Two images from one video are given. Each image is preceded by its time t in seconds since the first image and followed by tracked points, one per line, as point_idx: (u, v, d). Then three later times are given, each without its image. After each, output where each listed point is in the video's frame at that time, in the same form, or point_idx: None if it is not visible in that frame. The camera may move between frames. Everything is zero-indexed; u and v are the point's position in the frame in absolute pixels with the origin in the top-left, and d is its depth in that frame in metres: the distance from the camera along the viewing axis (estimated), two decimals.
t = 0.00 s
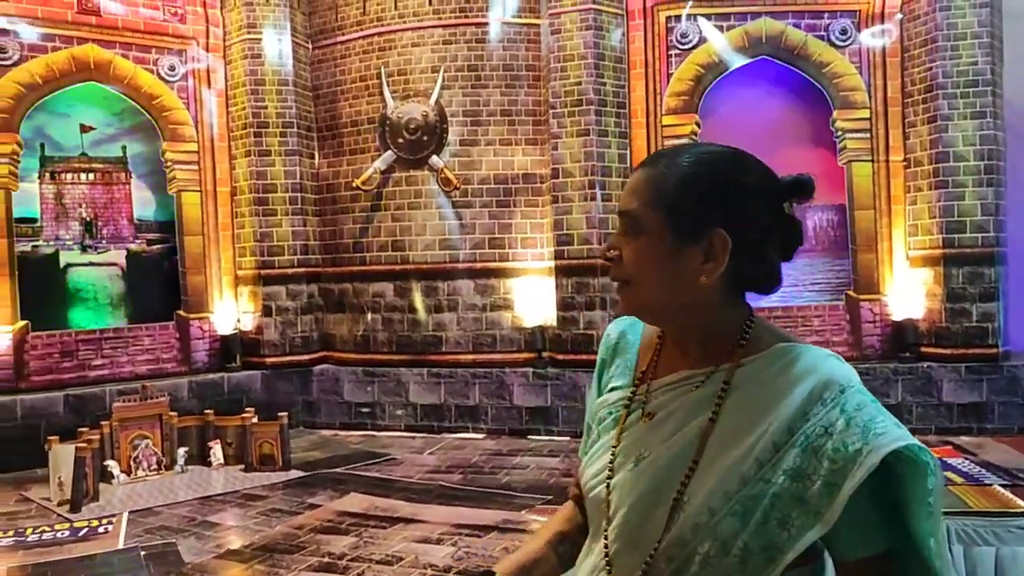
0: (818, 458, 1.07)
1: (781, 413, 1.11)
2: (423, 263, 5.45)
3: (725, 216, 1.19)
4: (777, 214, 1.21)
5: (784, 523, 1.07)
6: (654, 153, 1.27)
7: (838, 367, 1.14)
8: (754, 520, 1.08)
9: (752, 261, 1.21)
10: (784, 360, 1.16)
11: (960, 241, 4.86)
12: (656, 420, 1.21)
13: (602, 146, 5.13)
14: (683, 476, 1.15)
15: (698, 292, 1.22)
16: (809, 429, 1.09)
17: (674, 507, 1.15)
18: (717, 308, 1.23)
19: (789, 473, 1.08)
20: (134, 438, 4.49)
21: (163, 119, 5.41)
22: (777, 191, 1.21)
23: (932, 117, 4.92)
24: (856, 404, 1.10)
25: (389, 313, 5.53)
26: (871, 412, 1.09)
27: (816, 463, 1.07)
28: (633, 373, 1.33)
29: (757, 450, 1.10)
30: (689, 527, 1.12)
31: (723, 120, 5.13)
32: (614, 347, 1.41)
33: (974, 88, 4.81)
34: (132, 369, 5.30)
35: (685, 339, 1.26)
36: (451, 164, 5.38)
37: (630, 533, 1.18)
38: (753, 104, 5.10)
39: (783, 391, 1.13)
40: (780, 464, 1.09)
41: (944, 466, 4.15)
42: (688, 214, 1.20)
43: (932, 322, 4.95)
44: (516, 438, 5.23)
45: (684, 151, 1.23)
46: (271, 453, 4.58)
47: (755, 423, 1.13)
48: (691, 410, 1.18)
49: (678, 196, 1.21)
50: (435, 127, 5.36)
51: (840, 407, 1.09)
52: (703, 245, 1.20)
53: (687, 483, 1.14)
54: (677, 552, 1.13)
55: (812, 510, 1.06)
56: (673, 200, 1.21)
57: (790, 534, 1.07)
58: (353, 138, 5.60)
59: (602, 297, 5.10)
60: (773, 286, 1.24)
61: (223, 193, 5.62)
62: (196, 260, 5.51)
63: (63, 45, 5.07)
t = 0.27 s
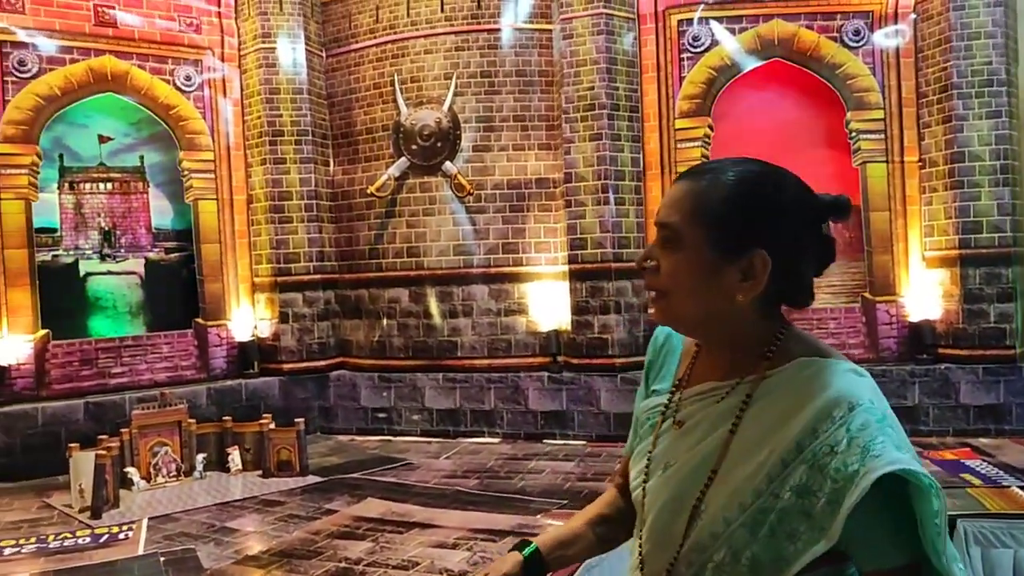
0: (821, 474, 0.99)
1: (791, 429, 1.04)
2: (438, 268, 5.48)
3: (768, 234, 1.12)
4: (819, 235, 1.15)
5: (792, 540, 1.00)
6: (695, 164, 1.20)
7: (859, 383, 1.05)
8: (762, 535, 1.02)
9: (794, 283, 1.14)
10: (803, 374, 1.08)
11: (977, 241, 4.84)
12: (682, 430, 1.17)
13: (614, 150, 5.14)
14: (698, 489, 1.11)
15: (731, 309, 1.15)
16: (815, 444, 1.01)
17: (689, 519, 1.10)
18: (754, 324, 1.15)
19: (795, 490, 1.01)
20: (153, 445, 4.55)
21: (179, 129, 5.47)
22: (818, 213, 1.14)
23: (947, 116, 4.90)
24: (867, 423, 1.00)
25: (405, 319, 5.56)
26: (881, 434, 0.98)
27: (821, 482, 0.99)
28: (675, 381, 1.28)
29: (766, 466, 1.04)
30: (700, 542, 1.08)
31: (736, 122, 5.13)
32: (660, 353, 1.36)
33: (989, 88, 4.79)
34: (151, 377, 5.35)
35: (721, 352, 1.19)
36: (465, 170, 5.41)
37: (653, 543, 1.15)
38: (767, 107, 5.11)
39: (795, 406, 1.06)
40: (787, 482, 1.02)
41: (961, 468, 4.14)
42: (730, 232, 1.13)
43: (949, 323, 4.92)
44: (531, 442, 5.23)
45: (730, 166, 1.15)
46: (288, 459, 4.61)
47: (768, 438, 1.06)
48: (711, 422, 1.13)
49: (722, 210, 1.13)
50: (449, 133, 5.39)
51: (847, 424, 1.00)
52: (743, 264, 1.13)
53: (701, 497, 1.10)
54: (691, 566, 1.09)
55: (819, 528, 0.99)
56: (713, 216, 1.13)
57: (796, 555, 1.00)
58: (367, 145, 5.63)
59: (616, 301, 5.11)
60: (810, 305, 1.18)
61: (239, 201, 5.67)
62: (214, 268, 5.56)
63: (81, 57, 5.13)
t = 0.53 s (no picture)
0: (834, 466, 0.97)
1: (807, 421, 1.01)
2: (445, 269, 5.48)
3: (790, 225, 1.11)
4: (840, 225, 1.14)
5: (807, 533, 0.98)
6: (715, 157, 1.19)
7: (877, 374, 1.01)
8: (777, 528, 1.00)
9: (815, 274, 1.13)
10: (822, 365, 1.05)
11: (987, 238, 4.82)
12: (700, 421, 1.15)
13: (621, 150, 5.12)
14: (717, 480, 1.08)
15: (756, 301, 1.13)
16: (828, 436, 0.98)
17: (707, 509, 1.08)
18: (776, 315, 1.13)
19: (810, 483, 0.98)
20: (163, 448, 4.56)
21: (186, 133, 5.49)
22: (840, 202, 1.13)
23: (955, 112, 4.88)
24: (881, 416, 0.96)
25: (413, 320, 5.56)
26: (895, 426, 0.95)
27: (835, 474, 0.96)
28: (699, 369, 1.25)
29: (782, 457, 1.01)
30: (718, 531, 1.06)
31: (742, 121, 5.15)
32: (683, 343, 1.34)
33: (997, 83, 4.77)
34: (161, 380, 5.37)
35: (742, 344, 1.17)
36: (471, 171, 5.41)
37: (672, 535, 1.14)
38: (773, 104, 5.12)
39: (812, 398, 1.02)
40: (801, 474, 0.99)
41: (973, 465, 4.12)
42: (753, 222, 1.12)
43: (959, 320, 4.90)
44: (541, 442, 5.23)
45: (751, 158, 1.14)
46: (298, 460, 4.63)
47: (784, 430, 1.03)
48: (729, 412, 1.11)
49: (745, 201, 1.12)
50: (455, 134, 5.39)
51: (861, 417, 0.97)
52: (767, 254, 1.11)
53: (719, 487, 1.07)
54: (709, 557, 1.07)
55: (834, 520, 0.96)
56: (737, 207, 1.12)
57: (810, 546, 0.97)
58: (374, 147, 5.65)
59: (624, 301, 5.10)
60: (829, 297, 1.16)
61: (247, 205, 5.69)
62: (222, 271, 5.58)
63: (88, 62, 5.15)
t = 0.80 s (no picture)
0: (846, 443, 1.05)
1: (819, 402, 1.09)
2: (443, 266, 5.47)
3: (799, 212, 1.20)
4: (847, 212, 1.22)
5: (818, 506, 1.06)
6: (730, 146, 1.28)
7: (883, 360, 1.10)
8: (789, 502, 1.08)
9: (822, 259, 1.22)
10: (831, 351, 1.14)
11: (985, 232, 4.81)
12: (710, 403, 1.23)
13: (618, 146, 5.10)
14: (726, 461, 1.16)
15: (765, 285, 1.23)
16: (842, 416, 1.06)
17: (717, 487, 1.16)
18: (783, 299, 1.23)
19: (823, 459, 1.06)
20: (161, 447, 4.54)
21: (182, 131, 5.47)
22: (849, 190, 1.21)
23: (953, 107, 4.87)
24: (891, 396, 1.06)
25: (411, 317, 5.55)
26: (905, 405, 1.04)
27: (847, 451, 1.05)
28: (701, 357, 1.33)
29: (794, 436, 1.09)
30: (730, 508, 1.13)
31: (741, 116, 5.12)
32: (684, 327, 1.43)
33: (995, 77, 4.76)
34: (159, 378, 5.35)
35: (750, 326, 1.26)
36: (468, 167, 5.39)
37: (682, 513, 1.21)
38: (770, 99, 5.08)
39: (824, 379, 1.11)
40: (813, 451, 1.07)
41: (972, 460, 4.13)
42: (763, 209, 1.21)
43: (958, 315, 4.90)
44: (540, 439, 5.23)
45: (762, 148, 1.23)
46: (296, 459, 4.61)
47: (796, 410, 1.12)
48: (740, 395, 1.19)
49: (755, 188, 1.21)
50: (452, 131, 5.36)
51: (873, 398, 1.06)
52: (776, 239, 1.21)
53: (729, 467, 1.15)
54: (721, 533, 1.14)
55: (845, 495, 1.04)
56: (749, 194, 1.22)
57: (821, 520, 1.05)
58: (370, 144, 5.63)
59: (623, 297, 5.09)
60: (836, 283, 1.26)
61: (243, 203, 5.67)
62: (219, 269, 5.56)
63: (83, 60, 5.13)
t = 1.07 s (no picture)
0: (812, 419, 1.17)
1: (786, 382, 1.22)
2: (433, 264, 5.43)
3: (781, 213, 1.35)
4: (818, 219, 1.38)
5: (786, 477, 1.19)
6: (720, 148, 1.42)
7: (845, 341, 1.23)
8: (760, 473, 1.21)
9: (793, 259, 1.38)
10: (797, 336, 1.27)
11: (976, 229, 4.82)
12: (690, 385, 1.36)
13: (610, 143, 5.10)
14: (704, 437, 1.28)
15: (749, 276, 1.36)
16: (806, 394, 1.20)
17: (696, 462, 1.29)
18: (760, 289, 1.37)
19: (790, 434, 1.19)
20: (149, 447, 4.50)
21: (170, 127, 5.41)
22: (822, 196, 1.38)
23: (944, 104, 4.87)
24: (851, 374, 1.18)
25: (401, 316, 5.52)
26: (865, 383, 1.17)
27: (812, 425, 1.17)
28: (682, 343, 1.46)
29: (764, 413, 1.22)
30: (707, 479, 1.27)
31: (733, 113, 5.10)
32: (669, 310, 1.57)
33: (985, 74, 4.76)
34: (147, 378, 5.30)
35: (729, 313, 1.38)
36: (459, 164, 5.36)
37: (668, 484, 1.33)
38: (761, 96, 5.07)
39: (793, 362, 1.24)
40: (781, 426, 1.21)
41: (963, 457, 4.16)
42: (751, 207, 1.35)
43: (949, 312, 4.90)
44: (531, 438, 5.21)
45: (752, 151, 1.37)
46: (286, 459, 4.56)
47: (765, 390, 1.24)
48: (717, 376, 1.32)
49: (745, 187, 1.35)
50: (442, 128, 5.34)
51: (835, 377, 1.18)
52: (761, 234, 1.35)
53: (706, 443, 1.28)
54: (700, 501, 1.27)
55: (810, 466, 1.17)
56: (741, 191, 1.35)
57: (789, 486, 1.19)
58: (360, 141, 5.58)
59: (615, 295, 5.08)
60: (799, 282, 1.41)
61: (232, 200, 5.62)
62: (208, 267, 5.50)
63: (69, 56, 5.07)
